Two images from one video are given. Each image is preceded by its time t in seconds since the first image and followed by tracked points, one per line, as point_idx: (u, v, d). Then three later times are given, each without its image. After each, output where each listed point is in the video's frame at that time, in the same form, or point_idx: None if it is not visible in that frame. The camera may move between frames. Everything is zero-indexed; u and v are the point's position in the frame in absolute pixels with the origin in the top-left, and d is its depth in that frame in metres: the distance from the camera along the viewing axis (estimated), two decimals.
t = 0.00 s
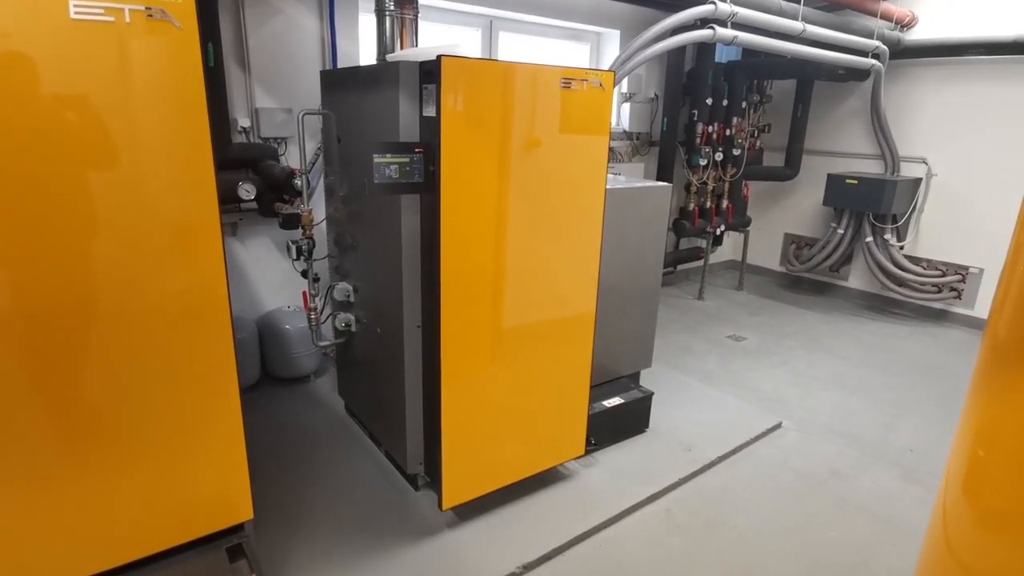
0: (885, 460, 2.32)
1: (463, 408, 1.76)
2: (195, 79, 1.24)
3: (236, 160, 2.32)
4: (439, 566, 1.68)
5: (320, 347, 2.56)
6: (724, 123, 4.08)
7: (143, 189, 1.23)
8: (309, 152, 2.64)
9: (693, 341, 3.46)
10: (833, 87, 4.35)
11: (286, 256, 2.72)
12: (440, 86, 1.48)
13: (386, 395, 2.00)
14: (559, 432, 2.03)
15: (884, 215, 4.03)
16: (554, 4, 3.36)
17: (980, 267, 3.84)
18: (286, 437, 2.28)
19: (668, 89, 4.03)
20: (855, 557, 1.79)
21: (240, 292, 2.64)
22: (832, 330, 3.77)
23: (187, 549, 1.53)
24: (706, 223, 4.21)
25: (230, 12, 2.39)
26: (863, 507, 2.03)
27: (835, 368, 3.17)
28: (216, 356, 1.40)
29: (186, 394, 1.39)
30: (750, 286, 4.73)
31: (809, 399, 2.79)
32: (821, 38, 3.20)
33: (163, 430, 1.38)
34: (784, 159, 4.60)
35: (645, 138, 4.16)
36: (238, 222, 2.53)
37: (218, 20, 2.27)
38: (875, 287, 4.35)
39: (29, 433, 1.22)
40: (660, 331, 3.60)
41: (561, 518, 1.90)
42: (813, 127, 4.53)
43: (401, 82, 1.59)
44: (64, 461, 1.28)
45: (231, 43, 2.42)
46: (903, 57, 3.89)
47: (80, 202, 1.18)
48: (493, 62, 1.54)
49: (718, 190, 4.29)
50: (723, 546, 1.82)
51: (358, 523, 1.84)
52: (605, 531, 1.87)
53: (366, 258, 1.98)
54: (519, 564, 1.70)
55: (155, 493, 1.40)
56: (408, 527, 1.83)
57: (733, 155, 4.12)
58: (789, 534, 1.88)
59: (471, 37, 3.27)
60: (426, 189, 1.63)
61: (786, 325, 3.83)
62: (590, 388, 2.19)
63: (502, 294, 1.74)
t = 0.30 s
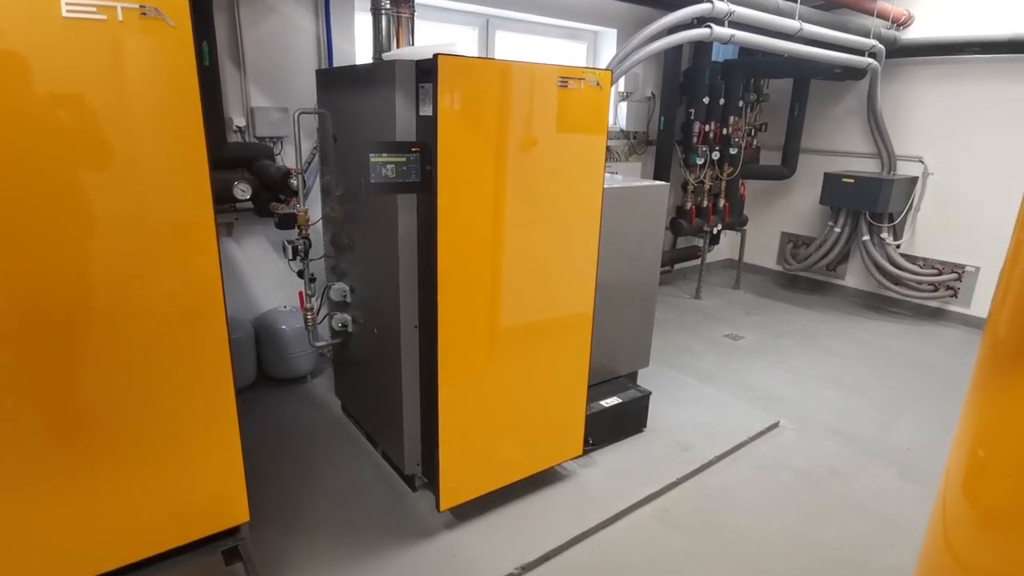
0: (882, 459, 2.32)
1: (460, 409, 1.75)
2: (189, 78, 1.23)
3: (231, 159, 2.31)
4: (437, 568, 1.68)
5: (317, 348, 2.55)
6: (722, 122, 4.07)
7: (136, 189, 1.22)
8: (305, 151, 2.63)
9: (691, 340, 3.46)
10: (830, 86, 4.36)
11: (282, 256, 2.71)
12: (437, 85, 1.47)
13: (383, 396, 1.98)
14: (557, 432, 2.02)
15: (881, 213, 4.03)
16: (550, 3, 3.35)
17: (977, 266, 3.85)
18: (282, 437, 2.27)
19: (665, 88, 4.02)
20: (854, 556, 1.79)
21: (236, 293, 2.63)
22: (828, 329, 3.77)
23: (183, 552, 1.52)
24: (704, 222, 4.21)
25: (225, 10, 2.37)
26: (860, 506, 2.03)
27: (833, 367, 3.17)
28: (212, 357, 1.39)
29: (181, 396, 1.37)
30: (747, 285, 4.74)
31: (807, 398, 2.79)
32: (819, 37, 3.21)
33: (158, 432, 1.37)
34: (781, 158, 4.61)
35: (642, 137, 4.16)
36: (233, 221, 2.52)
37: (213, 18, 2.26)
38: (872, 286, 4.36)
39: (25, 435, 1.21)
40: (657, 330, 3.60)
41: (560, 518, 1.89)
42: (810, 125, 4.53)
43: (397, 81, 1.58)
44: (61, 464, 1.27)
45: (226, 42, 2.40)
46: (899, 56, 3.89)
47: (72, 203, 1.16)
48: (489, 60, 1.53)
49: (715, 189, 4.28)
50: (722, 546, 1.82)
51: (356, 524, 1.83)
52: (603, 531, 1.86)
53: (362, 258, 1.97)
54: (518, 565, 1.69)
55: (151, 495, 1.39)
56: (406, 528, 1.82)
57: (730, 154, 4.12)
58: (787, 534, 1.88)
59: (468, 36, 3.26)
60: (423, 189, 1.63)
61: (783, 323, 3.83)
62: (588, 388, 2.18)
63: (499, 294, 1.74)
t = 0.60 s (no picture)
0: (881, 457, 2.32)
1: (459, 409, 1.74)
2: (186, 76, 1.21)
3: (228, 159, 2.29)
4: (437, 569, 1.67)
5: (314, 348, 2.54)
6: (719, 121, 4.07)
7: (131, 190, 1.21)
8: (302, 150, 2.62)
9: (688, 339, 3.46)
10: (827, 85, 4.36)
11: (279, 256, 2.69)
12: (436, 84, 1.47)
13: (382, 397, 1.98)
14: (556, 432, 2.02)
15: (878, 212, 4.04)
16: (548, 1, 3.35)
17: (973, 264, 3.86)
18: (280, 438, 2.26)
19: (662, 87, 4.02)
20: (853, 555, 1.79)
21: (233, 293, 2.61)
22: (826, 327, 3.78)
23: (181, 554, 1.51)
24: (701, 221, 4.21)
25: (221, 8, 2.36)
26: (859, 505, 2.03)
27: (831, 365, 3.18)
28: (209, 358, 1.38)
29: (178, 397, 1.36)
30: (744, 284, 4.74)
31: (805, 396, 2.80)
32: (816, 36, 3.23)
33: (156, 434, 1.36)
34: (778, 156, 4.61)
35: (639, 135, 4.16)
36: (230, 221, 2.51)
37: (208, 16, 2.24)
38: (870, 284, 4.36)
39: (23, 436, 1.20)
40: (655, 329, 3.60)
41: (560, 518, 1.89)
42: (807, 124, 4.53)
43: (395, 79, 1.57)
44: (60, 466, 1.26)
45: (222, 40, 2.39)
46: (896, 54, 3.89)
47: (66, 203, 1.15)
48: (487, 58, 1.52)
49: (713, 188, 4.28)
50: (721, 545, 1.81)
51: (355, 525, 1.82)
52: (603, 531, 1.86)
53: (360, 258, 1.96)
54: (518, 565, 1.68)
55: (148, 497, 1.38)
56: (405, 528, 1.82)
57: (727, 153, 4.12)
58: (786, 533, 1.88)
59: (464, 34, 3.25)
60: (421, 189, 1.62)
61: (781, 322, 3.84)
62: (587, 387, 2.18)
63: (498, 294, 1.73)
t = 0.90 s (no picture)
0: (880, 455, 2.32)
1: (460, 409, 1.74)
2: (185, 75, 1.21)
3: (226, 158, 2.29)
4: (438, 569, 1.66)
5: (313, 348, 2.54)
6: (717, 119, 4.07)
7: (130, 189, 1.20)
8: (301, 149, 2.61)
9: (687, 338, 3.46)
10: (824, 83, 4.37)
11: (278, 256, 2.68)
12: (437, 82, 1.46)
13: (382, 397, 1.97)
14: (557, 431, 2.02)
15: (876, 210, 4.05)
16: None
17: (970, 262, 3.87)
18: (280, 439, 2.25)
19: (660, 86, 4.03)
20: (854, 553, 1.79)
21: (232, 293, 2.60)
22: (824, 325, 3.79)
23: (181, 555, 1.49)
24: (699, 220, 4.21)
25: (218, 7, 2.35)
26: (860, 502, 2.03)
27: (829, 363, 3.18)
28: (210, 357, 1.37)
29: (179, 396, 1.35)
30: (742, 282, 4.75)
31: (804, 394, 2.80)
32: (815, 34, 3.25)
33: (157, 433, 1.35)
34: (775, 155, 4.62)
35: (637, 134, 4.16)
36: (229, 221, 2.49)
37: (206, 15, 2.23)
38: (867, 282, 4.38)
39: (22, 436, 1.19)
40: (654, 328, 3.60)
41: (562, 518, 1.88)
42: (805, 122, 4.54)
43: (396, 78, 1.56)
44: (60, 465, 1.25)
45: (220, 39, 2.38)
46: (893, 53, 3.92)
47: (64, 203, 1.14)
48: (487, 56, 1.51)
49: (711, 187, 4.29)
50: (723, 544, 1.81)
51: (355, 526, 1.81)
52: (605, 530, 1.86)
53: (360, 258, 1.96)
54: (519, 565, 1.68)
55: (149, 497, 1.37)
56: (406, 529, 1.81)
57: (725, 151, 4.13)
58: (787, 531, 1.88)
59: (462, 33, 3.25)
60: (422, 187, 1.61)
61: (779, 320, 3.84)
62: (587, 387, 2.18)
63: (497, 294, 1.72)
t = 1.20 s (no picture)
0: (882, 454, 2.32)
1: (462, 408, 1.73)
2: (187, 73, 1.20)
3: (226, 157, 2.28)
4: (440, 569, 1.66)
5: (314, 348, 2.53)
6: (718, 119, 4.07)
7: (131, 188, 1.19)
8: (301, 149, 2.60)
9: (689, 337, 3.46)
10: (824, 82, 4.37)
11: (278, 255, 2.68)
12: (439, 81, 1.46)
13: (384, 397, 1.96)
14: (560, 431, 2.02)
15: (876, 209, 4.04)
16: None
17: (971, 261, 3.87)
18: (281, 439, 2.24)
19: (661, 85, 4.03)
20: (857, 552, 1.79)
21: (232, 293, 2.60)
22: (825, 325, 3.78)
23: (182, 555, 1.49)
24: (700, 219, 4.21)
25: (218, 5, 2.34)
26: (862, 501, 2.03)
27: (830, 362, 3.18)
28: (211, 356, 1.37)
29: (180, 396, 1.35)
30: (743, 281, 4.74)
31: (806, 394, 2.80)
32: (816, 33, 3.25)
33: (158, 433, 1.34)
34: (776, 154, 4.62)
35: (638, 133, 4.16)
36: (229, 220, 2.49)
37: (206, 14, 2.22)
38: (868, 282, 4.37)
39: (22, 436, 1.19)
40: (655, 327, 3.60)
41: (565, 517, 1.88)
42: (805, 121, 4.54)
43: (398, 76, 1.56)
44: (60, 465, 1.24)
45: (220, 38, 2.37)
46: (893, 52, 3.93)
47: (63, 202, 1.14)
48: (488, 54, 1.51)
49: (711, 186, 4.28)
50: (726, 543, 1.81)
51: (357, 526, 1.81)
52: (607, 530, 1.85)
53: (362, 258, 1.95)
54: (523, 565, 1.68)
55: (149, 498, 1.36)
56: (409, 529, 1.81)
57: (726, 151, 4.12)
58: (790, 530, 1.88)
59: (462, 32, 3.24)
60: (425, 186, 1.61)
61: (780, 320, 3.84)
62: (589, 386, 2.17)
63: (499, 293, 1.72)
